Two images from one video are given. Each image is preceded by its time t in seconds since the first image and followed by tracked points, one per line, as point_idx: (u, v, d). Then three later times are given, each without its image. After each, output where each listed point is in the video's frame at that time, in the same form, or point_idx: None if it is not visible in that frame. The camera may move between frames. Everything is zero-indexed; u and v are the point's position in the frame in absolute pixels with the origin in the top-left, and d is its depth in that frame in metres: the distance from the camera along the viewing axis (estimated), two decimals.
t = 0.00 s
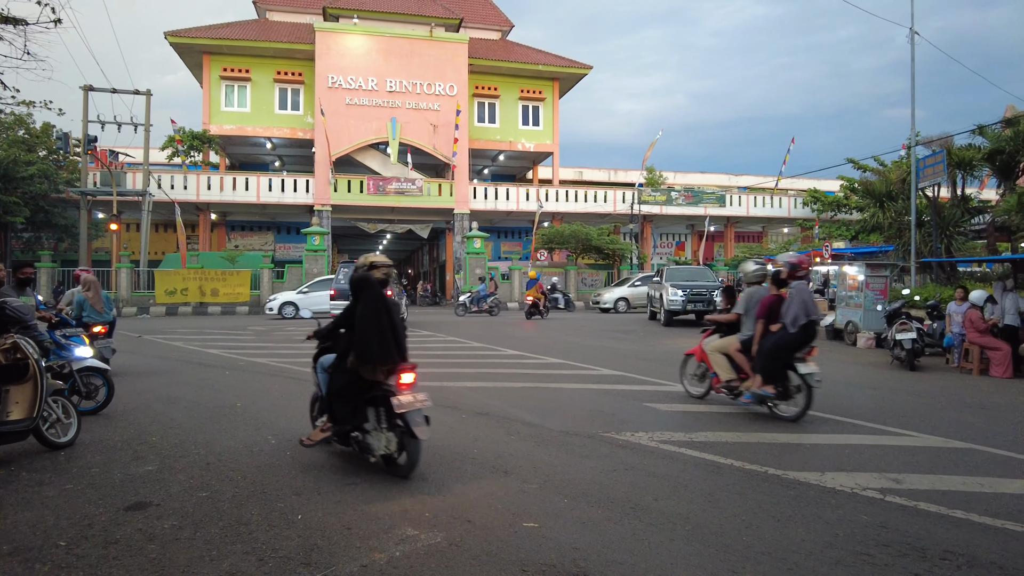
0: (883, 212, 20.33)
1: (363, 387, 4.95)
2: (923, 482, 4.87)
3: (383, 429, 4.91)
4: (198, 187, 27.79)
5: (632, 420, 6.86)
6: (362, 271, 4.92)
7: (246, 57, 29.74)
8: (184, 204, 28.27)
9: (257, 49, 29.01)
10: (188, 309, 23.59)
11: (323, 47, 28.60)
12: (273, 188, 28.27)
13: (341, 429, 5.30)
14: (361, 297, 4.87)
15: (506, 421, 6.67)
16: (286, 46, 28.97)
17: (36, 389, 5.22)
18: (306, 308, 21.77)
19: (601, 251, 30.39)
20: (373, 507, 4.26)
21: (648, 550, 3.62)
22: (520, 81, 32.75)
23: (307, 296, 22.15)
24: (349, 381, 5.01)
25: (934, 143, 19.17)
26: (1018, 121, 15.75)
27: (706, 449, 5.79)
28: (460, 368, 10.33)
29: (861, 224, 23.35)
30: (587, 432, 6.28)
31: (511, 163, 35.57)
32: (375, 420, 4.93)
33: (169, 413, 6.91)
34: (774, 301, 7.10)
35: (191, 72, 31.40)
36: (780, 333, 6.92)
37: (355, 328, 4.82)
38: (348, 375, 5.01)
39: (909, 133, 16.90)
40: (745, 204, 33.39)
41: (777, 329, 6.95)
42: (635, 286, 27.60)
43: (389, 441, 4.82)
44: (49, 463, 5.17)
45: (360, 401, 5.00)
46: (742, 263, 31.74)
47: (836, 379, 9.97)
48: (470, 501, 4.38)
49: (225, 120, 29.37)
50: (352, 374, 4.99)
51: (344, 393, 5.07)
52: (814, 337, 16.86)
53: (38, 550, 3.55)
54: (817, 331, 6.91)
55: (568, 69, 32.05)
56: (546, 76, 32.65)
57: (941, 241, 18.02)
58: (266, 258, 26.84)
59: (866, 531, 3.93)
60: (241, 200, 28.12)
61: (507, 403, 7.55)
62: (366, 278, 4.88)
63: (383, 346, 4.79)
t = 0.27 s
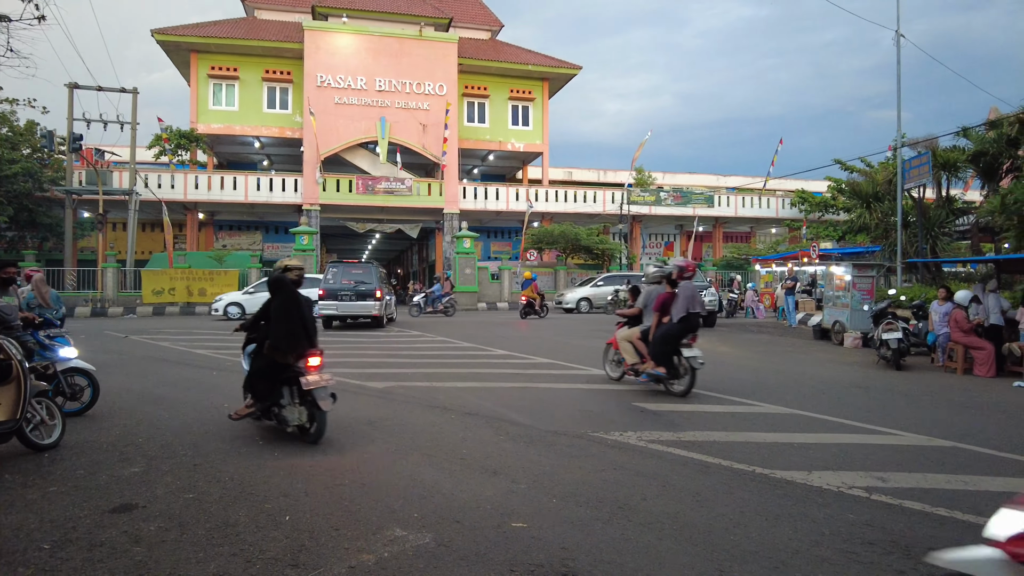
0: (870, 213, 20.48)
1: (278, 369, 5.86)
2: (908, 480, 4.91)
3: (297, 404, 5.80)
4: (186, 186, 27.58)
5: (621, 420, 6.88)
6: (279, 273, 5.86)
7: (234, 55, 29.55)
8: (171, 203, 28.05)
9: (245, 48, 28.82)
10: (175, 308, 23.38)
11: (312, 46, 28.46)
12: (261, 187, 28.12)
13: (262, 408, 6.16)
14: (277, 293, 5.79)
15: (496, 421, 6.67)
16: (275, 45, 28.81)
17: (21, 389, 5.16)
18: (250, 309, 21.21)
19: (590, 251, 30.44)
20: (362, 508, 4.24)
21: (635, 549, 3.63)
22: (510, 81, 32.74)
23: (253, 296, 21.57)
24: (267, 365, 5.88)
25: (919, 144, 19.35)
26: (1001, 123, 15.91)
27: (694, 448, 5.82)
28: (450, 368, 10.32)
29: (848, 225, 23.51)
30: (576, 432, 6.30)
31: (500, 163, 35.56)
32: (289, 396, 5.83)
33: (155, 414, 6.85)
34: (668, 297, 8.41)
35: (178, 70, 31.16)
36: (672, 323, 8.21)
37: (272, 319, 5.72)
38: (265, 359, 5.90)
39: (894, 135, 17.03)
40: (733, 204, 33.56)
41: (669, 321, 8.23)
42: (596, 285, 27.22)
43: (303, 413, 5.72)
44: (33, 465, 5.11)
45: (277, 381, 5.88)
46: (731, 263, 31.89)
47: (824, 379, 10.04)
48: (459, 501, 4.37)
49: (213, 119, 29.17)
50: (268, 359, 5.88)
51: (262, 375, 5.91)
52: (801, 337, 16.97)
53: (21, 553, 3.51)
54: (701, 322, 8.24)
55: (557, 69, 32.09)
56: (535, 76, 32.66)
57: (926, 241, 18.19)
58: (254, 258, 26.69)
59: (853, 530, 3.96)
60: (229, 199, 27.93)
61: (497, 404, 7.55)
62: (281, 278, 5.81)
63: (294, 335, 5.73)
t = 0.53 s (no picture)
0: (857, 213, 20.62)
1: (211, 358, 6.70)
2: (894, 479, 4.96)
3: (230, 387, 6.67)
4: (173, 185, 27.35)
5: (609, 420, 6.89)
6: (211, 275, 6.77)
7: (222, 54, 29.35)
8: (158, 202, 27.80)
9: (233, 46, 28.64)
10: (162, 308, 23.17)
11: (301, 45, 28.33)
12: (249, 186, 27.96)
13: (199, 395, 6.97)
14: (208, 293, 6.69)
15: (485, 421, 6.66)
16: (263, 43, 28.62)
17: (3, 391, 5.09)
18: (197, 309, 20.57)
19: (580, 251, 30.47)
20: (350, 509, 4.22)
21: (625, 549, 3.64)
22: (500, 81, 32.73)
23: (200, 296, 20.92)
24: (202, 355, 6.74)
25: (905, 145, 19.53)
26: (985, 125, 16.07)
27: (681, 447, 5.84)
28: (439, 368, 10.30)
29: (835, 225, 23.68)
30: (565, 431, 6.30)
31: (490, 163, 35.55)
32: (222, 381, 6.67)
33: (142, 415, 6.79)
34: (597, 294, 9.58)
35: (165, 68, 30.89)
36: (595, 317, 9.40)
37: (204, 314, 6.60)
38: (200, 351, 6.75)
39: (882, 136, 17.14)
40: (722, 205, 33.74)
41: (593, 315, 9.43)
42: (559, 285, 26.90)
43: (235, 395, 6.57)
44: (16, 467, 5.05)
45: (211, 369, 6.73)
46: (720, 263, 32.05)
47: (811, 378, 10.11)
48: (447, 502, 4.37)
49: (201, 118, 28.96)
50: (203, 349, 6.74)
51: (200, 363, 6.78)
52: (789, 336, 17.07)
53: (3, 556, 3.47)
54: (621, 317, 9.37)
55: (547, 69, 32.12)
56: (525, 76, 32.68)
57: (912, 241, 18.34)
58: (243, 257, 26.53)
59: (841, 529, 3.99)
60: (217, 199, 27.73)
61: (485, 404, 7.54)
62: (213, 279, 6.71)
63: (224, 327, 6.60)
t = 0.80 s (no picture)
0: (844, 214, 20.75)
1: (152, 349, 7.40)
2: (881, 477, 5.00)
3: (170, 374, 7.35)
4: (160, 184, 27.13)
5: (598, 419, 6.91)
6: (150, 275, 7.50)
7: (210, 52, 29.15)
8: (145, 201, 27.57)
9: (221, 45, 28.45)
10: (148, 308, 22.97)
11: (289, 43, 28.18)
12: (237, 186, 27.81)
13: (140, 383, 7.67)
14: (148, 291, 7.41)
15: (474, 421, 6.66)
16: (251, 42, 28.45)
17: None
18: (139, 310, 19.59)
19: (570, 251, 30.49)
20: (338, 510, 4.21)
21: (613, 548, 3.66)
22: (489, 80, 32.71)
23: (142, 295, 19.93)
24: (143, 347, 7.44)
25: (892, 147, 19.68)
26: (970, 126, 16.22)
27: (669, 447, 5.87)
28: (429, 368, 10.28)
29: (823, 226, 23.82)
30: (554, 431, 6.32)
31: (480, 162, 35.52)
32: (162, 369, 7.39)
33: (128, 416, 6.73)
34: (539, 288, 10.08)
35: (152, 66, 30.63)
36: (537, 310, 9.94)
37: (144, 310, 7.34)
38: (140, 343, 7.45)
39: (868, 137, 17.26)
40: (711, 205, 33.88)
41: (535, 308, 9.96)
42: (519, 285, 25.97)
43: (174, 380, 7.26)
44: None
45: (151, 359, 7.43)
46: (709, 263, 32.17)
47: (799, 377, 10.17)
48: (436, 502, 4.36)
49: (189, 116, 28.75)
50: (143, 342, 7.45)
51: (141, 353, 7.45)
52: (778, 336, 17.17)
53: None
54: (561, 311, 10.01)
55: (537, 69, 32.13)
56: (515, 76, 32.67)
57: (899, 242, 18.50)
58: (231, 257, 26.39)
59: (828, 527, 4.01)
60: (204, 198, 27.55)
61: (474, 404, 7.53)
62: (152, 279, 7.45)
63: (163, 321, 7.34)
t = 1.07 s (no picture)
0: (832, 214, 20.90)
1: (96, 343, 7.93)
2: (868, 475, 5.04)
3: (113, 365, 7.91)
4: (148, 183, 26.91)
5: (587, 419, 6.92)
6: (94, 275, 8.01)
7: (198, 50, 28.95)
8: (132, 200, 27.33)
9: (209, 43, 28.26)
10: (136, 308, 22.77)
11: (279, 42, 28.03)
12: (226, 185, 27.65)
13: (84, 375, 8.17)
14: (92, 291, 7.92)
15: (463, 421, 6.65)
16: (240, 40, 28.25)
17: None
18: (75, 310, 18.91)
19: (560, 251, 30.51)
20: (327, 510, 4.19)
21: (602, 547, 3.66)
22: (480, 80, 32.68)
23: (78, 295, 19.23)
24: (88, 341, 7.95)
25: (880, 147, 19.83)
26: (956, 128, 16.40)
27: (658, 446, 5.89)
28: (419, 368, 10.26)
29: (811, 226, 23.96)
30: (544, 430, 6.32)
31: (470, 162, 35.48)
32: (106, 361, 7.92)
33: (115, 417, 6.67)
34: (501, 290, 11.51)
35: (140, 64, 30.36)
36: (499, 310, 11.40)
37: (89, 308, 7.85)
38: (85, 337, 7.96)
39: (856, 139, 17.39)
40: (700, 205, 34.01)
41: (497, 308, 11.40)
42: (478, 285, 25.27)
43: (117, 370, 7.82)
44: None
45: (95, 352, 7.96)
46: (698, 263, 32.29)
47: (788, 377, 10.23)
48: (426, 502, 4.35)
49: (177, 115, 28.55)
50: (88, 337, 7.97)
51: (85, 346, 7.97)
52: (766, 336, 17.27)
53: None
54: (521, 310, 11.47)
55: (527, 69, 32.13)
56: (505, 76, 32.65)
57: (886, 242, 18.68)
58: (219, 257, 26.23)
59: (815, 525, 4.04)
60: (192, 197, 27.38)
61: (464, 404, 7.52)
62: (97, 279, 7.96)
63: (107, 317, 7.88)
